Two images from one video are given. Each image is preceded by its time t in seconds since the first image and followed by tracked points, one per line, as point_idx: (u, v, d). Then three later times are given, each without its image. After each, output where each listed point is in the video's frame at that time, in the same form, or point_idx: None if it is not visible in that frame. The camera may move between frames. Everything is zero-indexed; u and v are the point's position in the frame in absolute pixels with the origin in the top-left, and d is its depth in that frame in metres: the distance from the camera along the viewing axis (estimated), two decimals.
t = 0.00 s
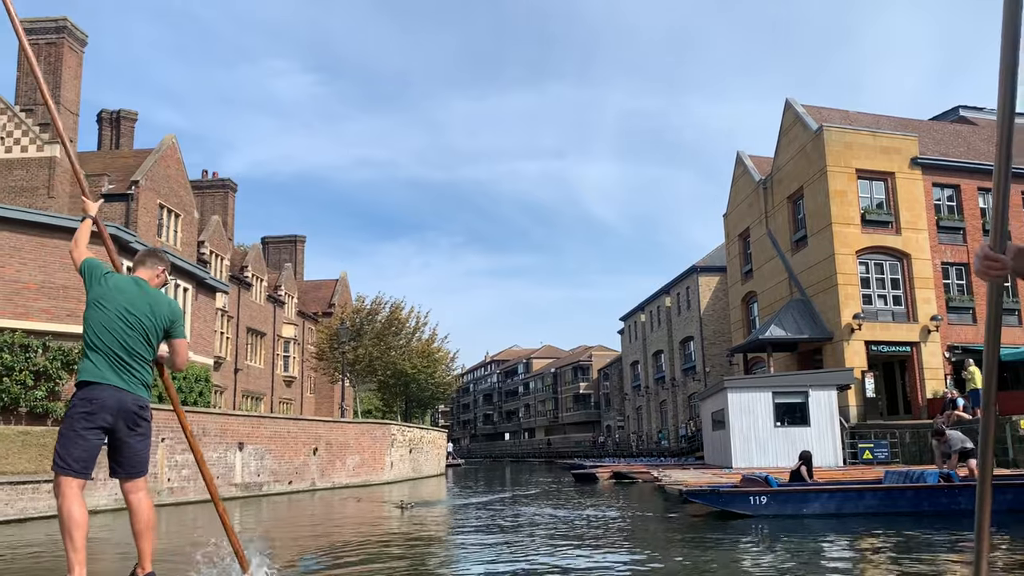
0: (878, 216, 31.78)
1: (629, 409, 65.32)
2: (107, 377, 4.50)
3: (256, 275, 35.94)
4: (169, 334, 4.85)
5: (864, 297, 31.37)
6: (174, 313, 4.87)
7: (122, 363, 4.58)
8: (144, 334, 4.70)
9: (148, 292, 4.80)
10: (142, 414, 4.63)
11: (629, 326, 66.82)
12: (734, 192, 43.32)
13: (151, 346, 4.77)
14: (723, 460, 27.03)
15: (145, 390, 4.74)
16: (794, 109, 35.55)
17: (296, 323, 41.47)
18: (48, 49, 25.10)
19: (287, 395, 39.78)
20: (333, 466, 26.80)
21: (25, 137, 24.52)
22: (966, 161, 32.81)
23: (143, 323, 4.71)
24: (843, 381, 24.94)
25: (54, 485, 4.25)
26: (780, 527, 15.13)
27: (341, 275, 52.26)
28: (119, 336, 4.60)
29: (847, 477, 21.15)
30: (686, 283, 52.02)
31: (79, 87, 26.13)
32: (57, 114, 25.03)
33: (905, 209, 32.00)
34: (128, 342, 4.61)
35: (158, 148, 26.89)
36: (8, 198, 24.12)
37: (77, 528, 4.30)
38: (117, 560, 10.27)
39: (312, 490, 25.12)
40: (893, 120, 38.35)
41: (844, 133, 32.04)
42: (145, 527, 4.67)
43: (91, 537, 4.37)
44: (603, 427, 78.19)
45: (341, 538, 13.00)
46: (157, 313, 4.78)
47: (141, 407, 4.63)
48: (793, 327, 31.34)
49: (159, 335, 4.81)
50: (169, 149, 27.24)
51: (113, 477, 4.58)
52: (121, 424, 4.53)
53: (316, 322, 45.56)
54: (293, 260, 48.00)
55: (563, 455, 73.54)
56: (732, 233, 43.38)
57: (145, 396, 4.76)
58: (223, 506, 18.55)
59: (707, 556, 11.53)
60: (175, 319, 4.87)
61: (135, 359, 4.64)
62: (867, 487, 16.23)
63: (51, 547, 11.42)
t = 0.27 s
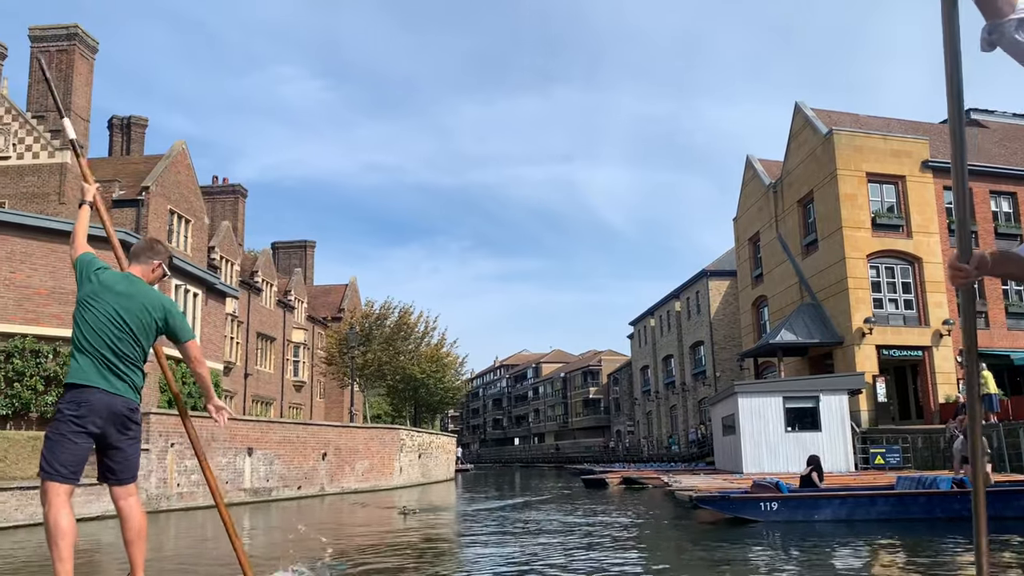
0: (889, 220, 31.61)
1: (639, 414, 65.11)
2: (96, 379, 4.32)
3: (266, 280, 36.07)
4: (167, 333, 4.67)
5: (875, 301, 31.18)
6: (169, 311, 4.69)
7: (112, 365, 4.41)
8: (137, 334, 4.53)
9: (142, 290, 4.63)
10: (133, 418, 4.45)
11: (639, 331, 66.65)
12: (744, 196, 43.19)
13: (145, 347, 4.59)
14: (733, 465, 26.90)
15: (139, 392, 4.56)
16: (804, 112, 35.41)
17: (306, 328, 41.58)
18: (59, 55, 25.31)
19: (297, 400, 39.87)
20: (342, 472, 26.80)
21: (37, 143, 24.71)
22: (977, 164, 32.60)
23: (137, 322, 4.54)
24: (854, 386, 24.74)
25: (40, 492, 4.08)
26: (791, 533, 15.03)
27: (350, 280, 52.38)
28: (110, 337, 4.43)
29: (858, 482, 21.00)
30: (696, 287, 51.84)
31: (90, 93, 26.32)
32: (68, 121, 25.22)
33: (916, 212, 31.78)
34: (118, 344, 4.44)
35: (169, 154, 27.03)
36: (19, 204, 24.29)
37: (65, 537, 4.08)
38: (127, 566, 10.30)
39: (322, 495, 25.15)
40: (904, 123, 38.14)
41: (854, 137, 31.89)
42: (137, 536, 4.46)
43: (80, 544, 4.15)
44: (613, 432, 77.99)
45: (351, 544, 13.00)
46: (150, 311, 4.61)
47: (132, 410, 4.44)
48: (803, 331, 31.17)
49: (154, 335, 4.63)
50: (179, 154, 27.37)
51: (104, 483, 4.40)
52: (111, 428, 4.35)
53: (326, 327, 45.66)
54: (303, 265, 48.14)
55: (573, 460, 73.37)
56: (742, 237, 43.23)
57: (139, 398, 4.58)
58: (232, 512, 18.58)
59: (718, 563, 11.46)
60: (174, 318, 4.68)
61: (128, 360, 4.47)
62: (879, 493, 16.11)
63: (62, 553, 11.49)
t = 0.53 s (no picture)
0: (902, 222, 31.37)
1: (649, 418, 64.81)
2: (88, 383, 4.23)
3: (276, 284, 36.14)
4: (155, 330, 4.64)
5: (887, 305, 30.94)
6: (158, 308, 4.66)
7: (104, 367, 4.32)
8: (128, 332, 4.47)
9: (130, 287, 4.53)
10: (123, 423, 4.37)
11: (649, 335, 66.37)
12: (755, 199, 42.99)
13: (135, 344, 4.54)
14: (744, 470, 26.73)
15: (128, 397, 4.50)
16: (814, 115, 35.22)
17: (316, 332, 41.65)
18: (70, 61, 25.49)
19: (307, 404, 39.92)
20: (351, 476, 26.80)
21: (48, 148, 24.88)
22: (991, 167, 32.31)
23: (128, 320, 4.47)
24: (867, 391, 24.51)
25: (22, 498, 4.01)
26: (802, 539, 14.89)
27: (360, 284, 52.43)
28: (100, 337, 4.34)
29: (871, 487, 20.81)
30: (707, 291, 51.61)
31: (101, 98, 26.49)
32: (79, 126, 25.40)
33: (929, 215, 31.55)
34: (110, 345, 4.36)
35: (179, 158, 27.14)
36: (31, 209, 24.49)
37: (45, 546, 4.02)
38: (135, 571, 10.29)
39: (331, 499, 25.13)
40: (916, 125, 37.90)
41: (866, 139, 31.68)
42: (123, 546, 4.32)
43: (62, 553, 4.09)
44: (624, 436, 77.67)
45: (359, 549, 12.96)
46: (140, 309, 4.54)
47: (122, 414, 4.36)
48: (815, 335, 30.97)
49: (144, 332, 4.58)
50: (190, 159, 27.48)
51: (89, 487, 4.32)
52: (103, 432, 4.26)
53: (336, 331, 45.72)
54: (313, 269, 48.26)
55: (584, 465, 73.09)
56: (753, 240, 43.02)
57: (127, 403, 4.52)
58: (241, 517, 18.58)
59: (728, 570, 11.36)
60: (161, 314, 4.66)
61: (119, 361, 4.40)
62: (892, 498, 15.94)
63: (69, 558, 11.49)
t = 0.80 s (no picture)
0: (918, 219, 31.09)
1: (664, 417, 64.63)
2: (104, 374, 4.16)
3: (291, 284, 36.33)
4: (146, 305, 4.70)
5: (903, 302, 30.66)
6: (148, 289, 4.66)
7: (116, 358, 4.27)
8: (132, 324, 4.41)
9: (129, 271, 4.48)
10: (130, 417, 4.28)
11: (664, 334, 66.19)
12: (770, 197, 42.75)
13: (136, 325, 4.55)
14: (760, 468, 26.59)
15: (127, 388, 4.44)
16: (829, 112, 34.97)
17: (330, 332, 41.84)
18: (87, 63, 25.73)
19: (322, 403, 40.11)
20: (366, 474, 26.90)
21: (66, 150, 25.12)
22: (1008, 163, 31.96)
23: (134, 310, 4.41)
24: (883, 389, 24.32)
25: (16, 491, 3.91)
26: (818, 537, 14.79)
27: (374, 284, 52.61)
28: (111, 327, 4.28)
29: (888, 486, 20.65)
30: (721, 290, 51.38)
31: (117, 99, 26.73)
32: (95, 127, 25.63)
33: (945, 212, 31.26)
34: (119, 335, 4.30)
35: (194, 159, 27.33)
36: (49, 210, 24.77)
37: (35, 547, 3.90)
38: (152, 569, 10.36)
39: (346, 497, 25.24)
40: (932, 121, 37.56)
41: (881, 136, 31.42)
42: (115, 546, 4.20)
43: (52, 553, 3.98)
44: (638, 435, 77.50)
45: (374, 547, 13.00)
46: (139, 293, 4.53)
47: (130, 408, 4.29)
48: (830, 333, 30.74)
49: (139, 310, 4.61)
50: (205, 160, 27.67)
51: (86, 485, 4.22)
52: (112, 425, 4.20)
53: (350, 330, 45.91)
54: (327, 269, 48.47)
55: (598, 464, 72.98)
56: (768, 238, 42.78)
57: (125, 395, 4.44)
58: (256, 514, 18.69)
59: (743, 568, 11.30)
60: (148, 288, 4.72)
61: (127, 352, 4.36)
62: (909, 497, 15.81)
63: (87, 555, 11.61)
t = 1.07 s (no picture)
0: (940, 211, 30.67)
1: (683, 413, 64.31)
2: (124, 363, 4.19)
3: (310, 281, 36.54)
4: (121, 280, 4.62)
5: (926, 296, 30.26)
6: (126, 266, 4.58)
7: (127, 348, 4.28)
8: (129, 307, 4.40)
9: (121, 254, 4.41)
10: (134, 411, 4.27)
11: (682, 329, 65.87)
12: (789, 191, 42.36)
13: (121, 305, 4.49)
14: (781, 464, 26.40)
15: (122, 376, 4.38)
16: (849, 104, 34.56)
17: (349, 329, 42.05)
18: (106, 62, 25.96)
19: (341, 399, 40.32)
20: (385, 470, 27.01)
21: (85, 149, 25.33)
22: None
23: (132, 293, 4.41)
24: (906, 383, 24.04)
25: (18, 478, 3.81)
26: (841, 532, 14.66)
27: (393, 280, 52.78)
28: (124, 317, 4.27)
29: (911, 480, 20.41)
30: (741, 284, 51.03)
31: (136, 98, 26.96)
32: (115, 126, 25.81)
33: (968, 204, 30.79)
34: (127, 325, 4.30)
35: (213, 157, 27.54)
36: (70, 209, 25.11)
37: (26, 541, 3.80)
38: (175, 565, 10.40)
39: (365, 493, 25.38)
40: (954, 112, 37.05)
41: (903, 127, 31.00)
42: (105, 538, 4.16)
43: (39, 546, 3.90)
44: (657, 431, 77.20)
45: (395, 543, 13.04)
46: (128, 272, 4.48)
47: (134, 401, 4.29)
48: (851, 327, 30.41)
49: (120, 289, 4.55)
50: (224, 158, 27.87)
51: (77, 476, 4.15)
52: (123, 417, 4.22)
53: (369, 327, 46.09)
54: (346, 266, 48.72)
55: (617, 460, 72.78)
56: (788, 232, 42.40)
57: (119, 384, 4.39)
58: (277, 510, 18.85)
59: (767, 564, 11.19)
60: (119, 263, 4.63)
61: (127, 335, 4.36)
62: (933, 491, 15.61)
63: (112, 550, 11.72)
